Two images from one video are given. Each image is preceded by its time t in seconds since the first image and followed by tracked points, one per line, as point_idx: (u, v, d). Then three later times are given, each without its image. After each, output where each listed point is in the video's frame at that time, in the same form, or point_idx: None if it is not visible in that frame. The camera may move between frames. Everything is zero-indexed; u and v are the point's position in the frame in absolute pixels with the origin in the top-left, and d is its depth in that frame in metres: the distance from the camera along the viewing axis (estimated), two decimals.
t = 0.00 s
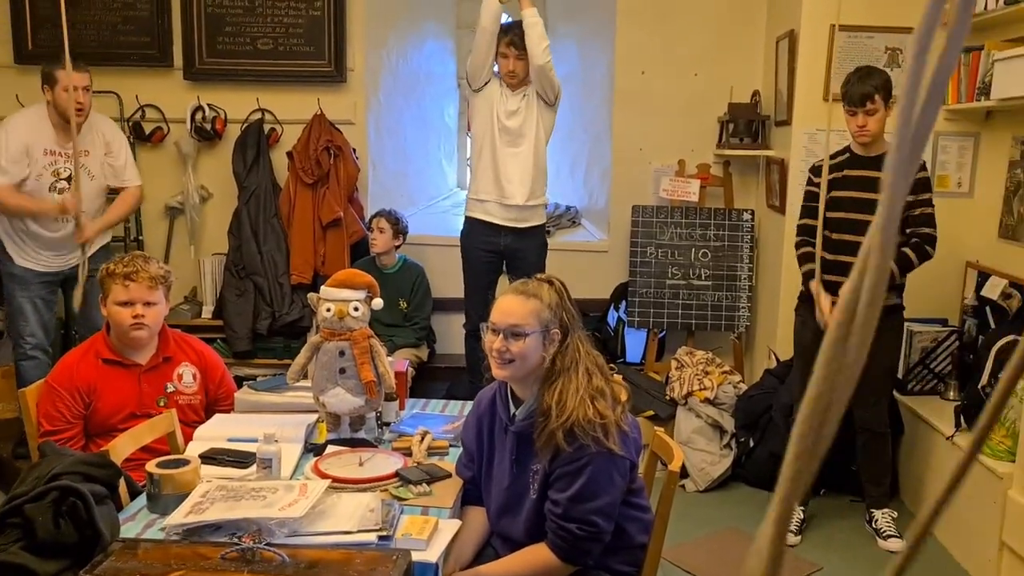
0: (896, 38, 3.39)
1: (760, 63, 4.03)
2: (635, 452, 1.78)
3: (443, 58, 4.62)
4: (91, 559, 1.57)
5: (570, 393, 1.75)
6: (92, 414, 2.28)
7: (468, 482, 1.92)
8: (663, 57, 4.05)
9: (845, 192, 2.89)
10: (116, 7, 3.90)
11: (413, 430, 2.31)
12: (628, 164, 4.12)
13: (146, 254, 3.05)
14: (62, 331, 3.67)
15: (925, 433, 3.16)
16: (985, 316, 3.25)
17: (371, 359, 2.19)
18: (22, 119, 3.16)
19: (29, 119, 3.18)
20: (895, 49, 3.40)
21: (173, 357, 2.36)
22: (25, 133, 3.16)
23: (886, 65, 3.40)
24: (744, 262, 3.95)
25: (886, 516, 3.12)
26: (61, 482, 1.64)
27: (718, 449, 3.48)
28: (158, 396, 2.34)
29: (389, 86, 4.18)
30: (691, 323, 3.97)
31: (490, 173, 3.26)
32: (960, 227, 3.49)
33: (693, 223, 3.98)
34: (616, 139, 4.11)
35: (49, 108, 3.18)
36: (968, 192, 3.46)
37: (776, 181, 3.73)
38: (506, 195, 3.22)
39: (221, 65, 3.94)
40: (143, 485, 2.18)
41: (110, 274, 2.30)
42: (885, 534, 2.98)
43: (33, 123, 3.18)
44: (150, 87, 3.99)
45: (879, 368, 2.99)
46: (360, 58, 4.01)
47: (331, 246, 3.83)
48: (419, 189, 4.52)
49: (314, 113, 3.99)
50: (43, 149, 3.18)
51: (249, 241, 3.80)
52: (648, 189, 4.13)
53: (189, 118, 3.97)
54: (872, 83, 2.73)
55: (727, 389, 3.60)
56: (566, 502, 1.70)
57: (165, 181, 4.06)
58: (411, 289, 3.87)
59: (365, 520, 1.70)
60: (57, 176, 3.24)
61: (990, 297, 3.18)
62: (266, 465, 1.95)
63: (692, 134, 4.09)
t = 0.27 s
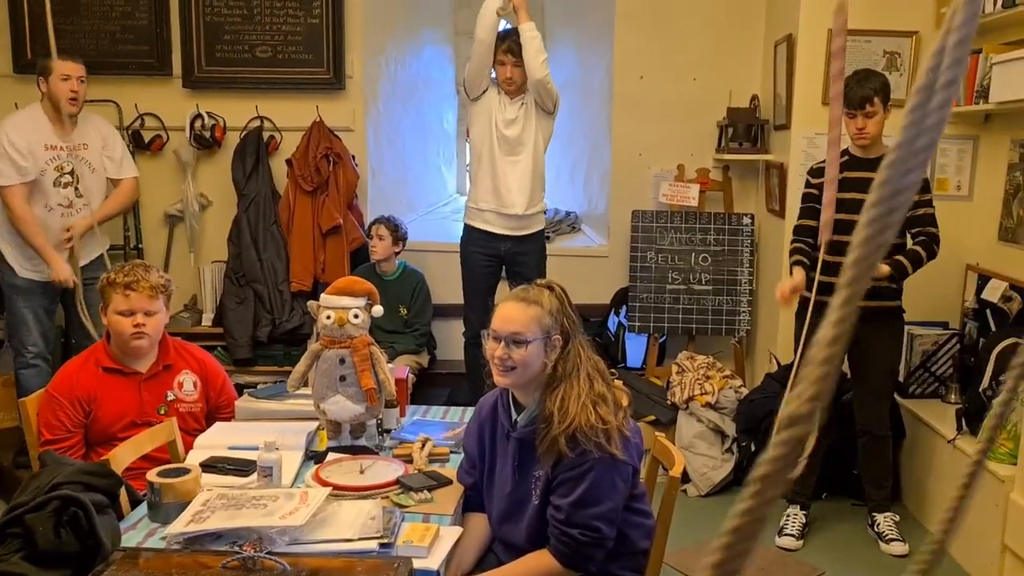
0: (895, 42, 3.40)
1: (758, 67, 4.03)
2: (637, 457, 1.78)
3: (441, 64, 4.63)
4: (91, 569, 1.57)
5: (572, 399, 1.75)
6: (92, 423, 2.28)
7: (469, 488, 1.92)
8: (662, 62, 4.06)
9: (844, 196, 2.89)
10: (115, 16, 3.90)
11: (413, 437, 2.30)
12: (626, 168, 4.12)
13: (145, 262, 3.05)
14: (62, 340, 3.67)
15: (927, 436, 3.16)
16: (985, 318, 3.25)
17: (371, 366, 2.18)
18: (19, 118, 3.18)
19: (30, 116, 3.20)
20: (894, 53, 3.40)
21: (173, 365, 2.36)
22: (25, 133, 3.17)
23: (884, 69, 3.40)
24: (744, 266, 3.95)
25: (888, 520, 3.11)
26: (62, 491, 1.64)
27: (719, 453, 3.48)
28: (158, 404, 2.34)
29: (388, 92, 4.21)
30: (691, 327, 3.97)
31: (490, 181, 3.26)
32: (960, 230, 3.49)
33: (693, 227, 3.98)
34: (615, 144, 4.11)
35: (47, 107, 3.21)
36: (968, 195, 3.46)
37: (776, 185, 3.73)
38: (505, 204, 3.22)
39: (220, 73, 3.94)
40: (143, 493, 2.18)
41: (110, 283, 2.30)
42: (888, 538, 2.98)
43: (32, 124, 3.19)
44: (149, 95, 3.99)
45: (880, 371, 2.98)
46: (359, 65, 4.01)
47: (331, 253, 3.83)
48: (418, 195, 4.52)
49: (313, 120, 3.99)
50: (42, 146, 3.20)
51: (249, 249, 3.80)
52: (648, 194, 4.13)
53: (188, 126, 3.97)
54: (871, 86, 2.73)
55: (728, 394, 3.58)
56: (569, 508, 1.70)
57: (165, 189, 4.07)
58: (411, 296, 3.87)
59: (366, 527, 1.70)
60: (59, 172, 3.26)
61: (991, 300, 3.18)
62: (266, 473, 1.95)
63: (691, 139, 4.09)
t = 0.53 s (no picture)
0: (894, 44, 3.40)
1: (758, 69, 4.03)
2: (637, 459, 1.78)
3: (441, 67, 4.63)
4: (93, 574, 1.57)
5: (572, 401, 1.75)
6: (93, 427, 2.28)
7: (471, 491, 1.93)
8: (661, 65, 4.06)
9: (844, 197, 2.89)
10: (115, 21, 3.91)
11: (415, 440, 2.31)
12: (626, 171, 4.12)
13: (145, 266, 3.05)
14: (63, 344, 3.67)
15: (928, 437, 3.16)
16: (986, 319, 3.25)
17: (372, 369, 2.19)
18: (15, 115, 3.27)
19: (23, 115, 3.29)
20: (893, 55, 3.41)
21: (174, 369, 2.36)
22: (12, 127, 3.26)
23: (884, 70, 3.40)
24: (745, 268, 3.95)
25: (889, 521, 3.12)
26: (63, 495, 1.64)
27: (720, 455, 3.48)
28: (159, 408, 2.34)
29: (388, 95, 4.22)
30: (692, 330, 3.97)
31: (489, 210, 3.26)
32: (960, 231, 3.49)
33: (693, 230, 3.99)
34: (615, 147, 4.11)
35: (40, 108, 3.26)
36: (968, 196, 3.47)
37: (776, 187, 3.73)
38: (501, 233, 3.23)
39: (220, 78, 3.95)
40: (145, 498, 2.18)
41: (114, 289, 2.30)
42: (889, 539, 2.98)
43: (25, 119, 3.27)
44: (149, 100, 4.00)
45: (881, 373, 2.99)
46: (359, 68, 4.01)
47: (331, 257, 3.84)
48: (418, 198, 4.52)
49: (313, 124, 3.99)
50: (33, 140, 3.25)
51: (250, 253, 3.80)
52: (648, 197, 4.13)
53: (188, 130, 3.98)
54: (869, 87, 2.74)
55: (729, 397, 3.59)
56: (569, 510, 1.71)
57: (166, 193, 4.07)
58: (411, 299, 3.87)
59: (368, 531, 1.70)
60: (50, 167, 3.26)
61: (991, 301, 3.18)
62: (268, 477, 1.96)
63: (691, 141, 4.10)
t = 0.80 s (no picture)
0: (895, 44, 3.40)
1: (759, 70, 4.03)
2: (638, 461, 1.77)
3: (442, 69, 4.63)
4: None
5: (572, 402, 1.75)
6: (94, 428, 2.28)
7: (472, 492, 1.93)
8: (662, 66, 4.06)
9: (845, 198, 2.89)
10: (116, 22, 3.91)
11: (415, 442, 2.30)
12: (627, 172, 4.12)
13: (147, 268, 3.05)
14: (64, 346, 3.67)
15: (930, 438, 3.15)
16: (987, 320, 3.25)
17: (372, 371, 2.18)
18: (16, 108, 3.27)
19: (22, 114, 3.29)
20: (894, 56, 3.40)
21: (176, 371, 2.36)
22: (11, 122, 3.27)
23: (885, 71, 3.40)
24: (746, 269, 3.95)
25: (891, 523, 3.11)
26: (64, 496, 1.64)
27: (722, 457, 3.48)
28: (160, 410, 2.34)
29: (388, 96, 4.22)
30: (693, 331, 3.97)
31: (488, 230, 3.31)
32: (962, 232, 3.49)
33: (694, 231, 3.98)
34: (616, 148, 4.10)
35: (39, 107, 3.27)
36: (969, 197, 3.47)
37: (777, 188, 3.73)
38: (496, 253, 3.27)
39: (221, 79, 3.95)
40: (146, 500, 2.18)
41: (115, 290, 2.30)
42: (891, 541, 2.97)
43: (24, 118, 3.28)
44: (150, 101, 4.00)
45: (883, 374, 2.98)
46: (360, 70, 4.01)
47: (332, 259, 3.83)
48: (419, 199, 4.52)
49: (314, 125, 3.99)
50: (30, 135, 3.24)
51: (250, 254, 3.80)
52: (649, 198, 4.13)
53: (189, 132, 3.98)
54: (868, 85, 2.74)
55: (730, 398, 3.59)
56: (569, 511, 1.70)
57: (167, 195, 4.07)
58: (412, 300, 3.87)
59: (368, 532, 1.69)
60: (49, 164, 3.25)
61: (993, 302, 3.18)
62: (269, 479, 1.96)
63: (692, 143, 4.09)
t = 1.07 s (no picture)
0: (897, 47, 3.39)
1: (759, 73, 4.03)
2: (639, 463, 1.77)
3: (443, 71, 4.63)
4: None
5: (573, 404, 1.75)
6: (95, 431, 2.28)
7: (473, 494, 1.93)
8: (663, 68, 4.06)
9: (845, 201, 2.90)
10: (117, 25, 3.92)
11: (416, 444, 2.30)
12: (628, 174, 4.12)
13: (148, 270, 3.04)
14: (65, 348, 3.67)
15: (931, 441, 3.15)
16: (989, 323, 3.25)
17: (373, 373, 2.19)
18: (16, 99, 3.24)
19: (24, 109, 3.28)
20: (895, 58, 3.40)
21: (176, 373, 2.36)
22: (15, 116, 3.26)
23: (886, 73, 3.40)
24: (747, 272, 3.95)
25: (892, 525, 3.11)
26: (66, 499, 1.64)
27: (723, 460, 3.47)
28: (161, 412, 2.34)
29: (389, 99, 4.23)
30: (694, 334, 3.97)
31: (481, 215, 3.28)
32: (963, 234, 3.49)
33: (695, 233, 3.97)
34: (616, 151, 4.11)
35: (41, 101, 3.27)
36: (970, 200, 3.46)
37: (778, 191, 3.73)
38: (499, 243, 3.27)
39: (222, 82, 3.95)
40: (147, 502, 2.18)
41: (115, 291, 2.31)
42: (892, 544, 2.97)
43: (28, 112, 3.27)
44: (151, 104, 4.00)
45: (883, 376, 2.98)
46: (360, 72, 4.02)
47: (333, 261, 3.83)
48: (420, 202, 4.52)
49: (315, 128, 3.99)
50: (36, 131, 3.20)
51: (252, 257, 3.80)
52: (650, 201, 4.13)
53: (190, 134, 3.98)
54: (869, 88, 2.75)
55: (732, 401, 3.59)
56: (570, 513, 1.70)
57: (168, 198, 4.07)
58: (413, 302, 3.87)
59: (369, 535, 1.69)
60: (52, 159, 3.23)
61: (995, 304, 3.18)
62: (269, 481, 1.95)
63: (693, 145, 4.09)
